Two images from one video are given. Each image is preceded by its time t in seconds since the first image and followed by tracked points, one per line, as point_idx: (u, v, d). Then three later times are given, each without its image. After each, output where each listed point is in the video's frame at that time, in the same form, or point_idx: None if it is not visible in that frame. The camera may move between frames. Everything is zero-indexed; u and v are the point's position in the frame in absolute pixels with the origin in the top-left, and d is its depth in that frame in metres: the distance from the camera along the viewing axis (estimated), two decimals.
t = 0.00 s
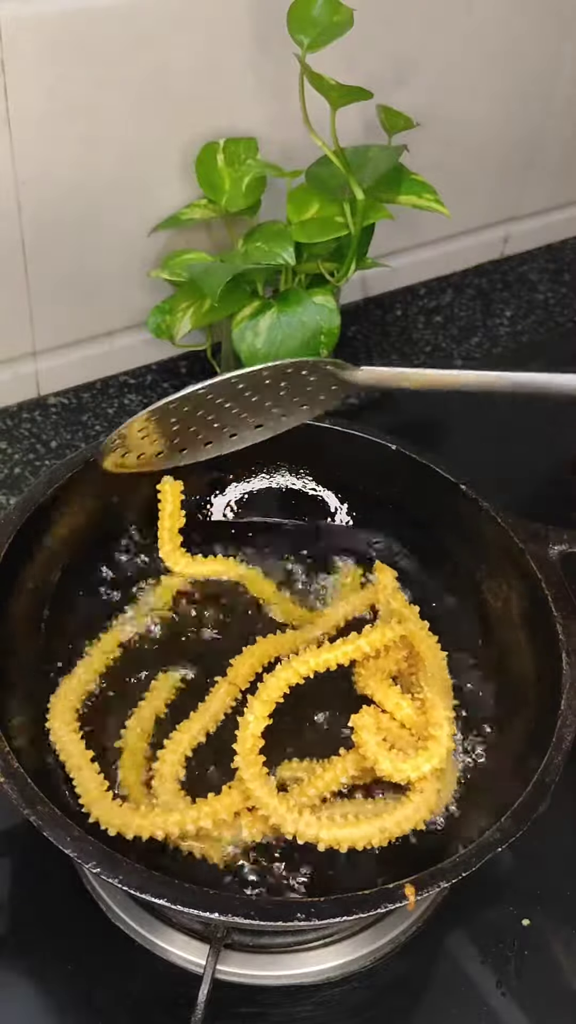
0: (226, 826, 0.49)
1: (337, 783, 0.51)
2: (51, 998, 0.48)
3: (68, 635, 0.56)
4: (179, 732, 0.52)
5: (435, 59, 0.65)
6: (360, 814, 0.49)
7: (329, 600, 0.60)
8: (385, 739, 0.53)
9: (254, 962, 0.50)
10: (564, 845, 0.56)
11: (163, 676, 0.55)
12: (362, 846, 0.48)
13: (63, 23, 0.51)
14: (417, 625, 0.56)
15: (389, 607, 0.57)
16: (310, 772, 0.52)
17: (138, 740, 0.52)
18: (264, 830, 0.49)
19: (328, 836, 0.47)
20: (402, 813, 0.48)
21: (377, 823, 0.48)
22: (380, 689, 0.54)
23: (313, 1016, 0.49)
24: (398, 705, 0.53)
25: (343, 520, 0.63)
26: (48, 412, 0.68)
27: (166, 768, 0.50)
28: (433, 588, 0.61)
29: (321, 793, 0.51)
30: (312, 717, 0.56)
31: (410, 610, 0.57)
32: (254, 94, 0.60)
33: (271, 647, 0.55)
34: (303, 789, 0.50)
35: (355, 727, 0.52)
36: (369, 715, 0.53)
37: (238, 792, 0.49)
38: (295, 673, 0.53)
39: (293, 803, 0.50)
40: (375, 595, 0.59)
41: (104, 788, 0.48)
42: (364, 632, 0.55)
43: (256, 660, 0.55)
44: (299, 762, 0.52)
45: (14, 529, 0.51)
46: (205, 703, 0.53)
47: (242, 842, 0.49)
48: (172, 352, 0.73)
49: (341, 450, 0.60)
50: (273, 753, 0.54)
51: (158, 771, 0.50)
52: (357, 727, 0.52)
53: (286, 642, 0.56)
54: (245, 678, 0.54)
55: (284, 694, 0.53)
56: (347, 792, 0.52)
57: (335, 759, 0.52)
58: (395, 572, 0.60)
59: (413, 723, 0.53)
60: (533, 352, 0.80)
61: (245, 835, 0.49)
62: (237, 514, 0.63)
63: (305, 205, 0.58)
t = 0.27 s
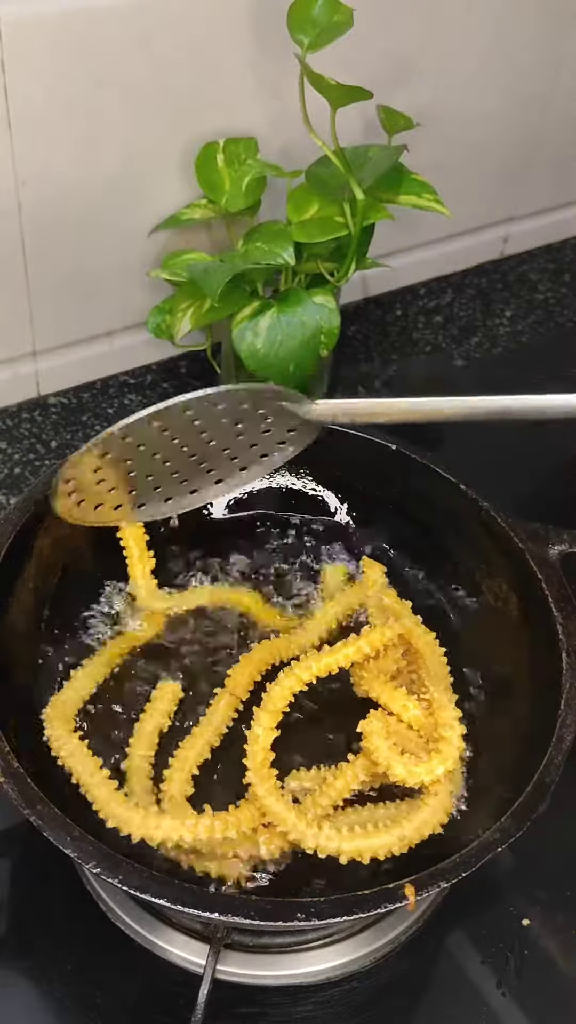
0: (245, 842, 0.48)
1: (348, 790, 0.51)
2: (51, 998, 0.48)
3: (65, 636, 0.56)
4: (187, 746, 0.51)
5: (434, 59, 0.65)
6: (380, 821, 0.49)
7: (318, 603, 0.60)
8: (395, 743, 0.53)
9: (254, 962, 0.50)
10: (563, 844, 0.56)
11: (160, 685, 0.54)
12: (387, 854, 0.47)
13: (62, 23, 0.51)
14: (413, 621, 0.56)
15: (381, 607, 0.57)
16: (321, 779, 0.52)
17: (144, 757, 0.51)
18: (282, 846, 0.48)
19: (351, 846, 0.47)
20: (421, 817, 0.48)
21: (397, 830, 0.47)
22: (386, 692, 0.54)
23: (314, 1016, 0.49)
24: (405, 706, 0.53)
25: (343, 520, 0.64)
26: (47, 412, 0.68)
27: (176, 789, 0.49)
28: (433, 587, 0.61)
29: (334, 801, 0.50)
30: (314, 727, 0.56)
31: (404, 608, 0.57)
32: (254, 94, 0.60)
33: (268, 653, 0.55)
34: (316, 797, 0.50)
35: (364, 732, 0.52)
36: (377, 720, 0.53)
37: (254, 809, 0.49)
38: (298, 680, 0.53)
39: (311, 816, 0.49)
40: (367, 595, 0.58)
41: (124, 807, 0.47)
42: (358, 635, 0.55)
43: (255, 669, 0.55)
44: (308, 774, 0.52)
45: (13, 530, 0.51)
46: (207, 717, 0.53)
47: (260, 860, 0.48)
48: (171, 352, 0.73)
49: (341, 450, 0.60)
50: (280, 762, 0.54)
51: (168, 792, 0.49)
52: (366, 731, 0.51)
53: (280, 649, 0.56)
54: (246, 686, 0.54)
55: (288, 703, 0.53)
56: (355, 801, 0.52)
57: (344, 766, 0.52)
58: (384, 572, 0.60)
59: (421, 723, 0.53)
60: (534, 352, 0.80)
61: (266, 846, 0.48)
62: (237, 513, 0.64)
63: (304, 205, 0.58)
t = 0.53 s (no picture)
0: (250, 830, 0.48)
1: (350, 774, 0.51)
2: (51, 998, 0.48)
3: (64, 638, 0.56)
4: (187, 738, 0.51)
5: (434, 59, 0.65)
6: (384, 800, 0.49)
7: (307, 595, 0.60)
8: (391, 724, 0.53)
9: (254, 962, 0.50)
10: (563, 844, 0.56)
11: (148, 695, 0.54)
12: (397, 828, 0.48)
13: (62, 23, 0.51)
14: (398, 605, 0.56)
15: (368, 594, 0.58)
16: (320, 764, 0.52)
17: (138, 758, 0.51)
18: (288, 828, 0.49)
19: (358, 824, 0.47)
20: (420, 794, 0.48)
21: (400, 807, 0.48)
22: (381, 675, 0.54)
23: (314, 1016, 0.49)
24: (400, 688, 0.53)
25: (343, 520, 0.64)
26: (47, 412, 0.68)
27: (178, 781, 0.49)
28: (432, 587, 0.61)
29: (335, 785, 0.50)
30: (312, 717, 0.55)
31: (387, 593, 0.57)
32: (254, 94, 0.60)
33: (261, 642, 0.55)
34: (317, 782, 0.50)
35: (361, 716, 0.52)
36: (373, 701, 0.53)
37: (258, 794, 0.49)
38: (293, 667, 0.53)
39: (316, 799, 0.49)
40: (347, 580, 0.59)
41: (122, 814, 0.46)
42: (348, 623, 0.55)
43: (249, 659, 0.55)
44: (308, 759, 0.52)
45: (14, 530, 0.50)
46: (202, 714, 0.52)
47: (266, 844, 0.49)
48: (171, 352, 0.73)
49: (340, 450, 0.60)
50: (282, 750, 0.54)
51: (170, 786, 0.49)
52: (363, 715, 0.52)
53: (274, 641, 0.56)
54: (241, 676, 0.54)
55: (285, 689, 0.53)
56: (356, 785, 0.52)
57: (342, 750, 0.51)
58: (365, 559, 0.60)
59: (416, 704, 0.53)
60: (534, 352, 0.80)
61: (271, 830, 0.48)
62: (238, 513, 0.64)
63: (304, 205, 0.58)
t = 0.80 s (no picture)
0: (254, 838, 0.48)
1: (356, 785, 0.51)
2: (51, 998, 0.48)
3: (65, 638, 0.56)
4: (196, 745, 0.51)
5: (434, 59, 0.65)
6: (388, 808, 0.49)
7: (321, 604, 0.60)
8: (401, 731, 0.53)
9: (254, 962, 0.50)
10: (564, 844, 0.56)
11: (164, 687, 0.54)
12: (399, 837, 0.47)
13: (62, 23, 0.51)
14: (413, 614, 0.56)
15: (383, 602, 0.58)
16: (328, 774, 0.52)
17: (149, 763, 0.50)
18: (292, 836, 0.49)
19: (359, 832, 0.47)
20: (427, 801, 0.48)
21: (406, 814, 0.48)
22: (390, 683, 0.54)
23: (313, 1016, 0.49)
24: (410, 695, 0.53)
25: (343, 520, 0.64)
26: (47, 412, 0.68)
27: (185, 788, 0.49)
28: (432, 587, 0.61)
29: (343, 793, 0.50)
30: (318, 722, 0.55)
31: (403, 601, 0.57)
32: (254, 94, 0.60)
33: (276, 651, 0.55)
34: (325, 790, 0.50)
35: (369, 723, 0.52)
36: (382, 710, 0.53)
37: (262, 801, 0.49)
38: (302, 675, 0.53)
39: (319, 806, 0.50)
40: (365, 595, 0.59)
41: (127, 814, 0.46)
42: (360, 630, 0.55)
43: (261, 668, 0.54)
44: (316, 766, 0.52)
45: (13, 530, 0.50)
46: (213, 721, 0.52)
47: (270, 852, 0.49)
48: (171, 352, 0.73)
49: (340, 450, 0.60)
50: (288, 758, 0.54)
51: (177, 793, 0.49)
52: (371, 722, 0.52)
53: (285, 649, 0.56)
54: (252, 686, 0.54)
55: (293, 697, 0.53)
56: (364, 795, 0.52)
57: (352, 758, 0.52)
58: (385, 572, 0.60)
59: (425, 711, 0.53)
60: (534, 351, 0.80)
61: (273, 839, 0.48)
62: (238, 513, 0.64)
63: (305, 205, 0.59)
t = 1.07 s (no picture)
0: (255, 842, 0.48)
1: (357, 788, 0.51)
2: (50, 998, 0.48)
3: (66, 639, 0.56)
4: (198, 748, 0.51)
5: (434, 59, 0.65)
6: (390, 812, 0.49)
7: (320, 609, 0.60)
8: (403, 734, 0.53)
9: (254, 962, 0.50)
10: (564, 844, 0.56)
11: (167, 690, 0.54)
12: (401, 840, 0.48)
13: (61, 23, 0.51)
14: (417, 617, 0.56)
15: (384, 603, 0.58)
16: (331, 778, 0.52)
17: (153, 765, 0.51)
18: (294, 840, 0.49)
19: (361, 838, 0.47)
20: (429, 805, 0.48)
21: (406, 815, 0.48)
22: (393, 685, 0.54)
23: (313, 1016, 0.49)
24: (413, 697, 0.53)
25: (343, 520, 0.63)
26: (47, 412, 0.69)
27: (186, 791, 0.49)
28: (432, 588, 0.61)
29: (345, 797, 0.50)
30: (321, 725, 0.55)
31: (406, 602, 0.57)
32: (254, 94, 0.60)
33: (277, 655, 0.55)
34: (327, 794, 0.50)
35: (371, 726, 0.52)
36: (384, 712, 0.53)
37: (263, 804, 0.49)
38: (304, 680, 0.53)
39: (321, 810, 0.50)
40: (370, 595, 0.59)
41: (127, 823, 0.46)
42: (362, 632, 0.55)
43: (262, 671, 0.55)
44: (318, 769, 0.52)
45: (13, 530, 0.51)
46: (216, 723, 0.53)
47: (272, 856, 0.49)
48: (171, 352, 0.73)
49: (340, 450, 0.60)
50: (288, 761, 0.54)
51: (179, 795, 0.49)
52: (373, 725, 0.52)
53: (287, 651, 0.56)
54: (253, 689, 0.54)
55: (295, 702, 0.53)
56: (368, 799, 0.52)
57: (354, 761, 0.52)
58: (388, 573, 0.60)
59: (427, 713, 0.53)
60: (534, 351, 0.80)
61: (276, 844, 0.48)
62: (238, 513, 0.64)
63: (305, 205, 0.58)
